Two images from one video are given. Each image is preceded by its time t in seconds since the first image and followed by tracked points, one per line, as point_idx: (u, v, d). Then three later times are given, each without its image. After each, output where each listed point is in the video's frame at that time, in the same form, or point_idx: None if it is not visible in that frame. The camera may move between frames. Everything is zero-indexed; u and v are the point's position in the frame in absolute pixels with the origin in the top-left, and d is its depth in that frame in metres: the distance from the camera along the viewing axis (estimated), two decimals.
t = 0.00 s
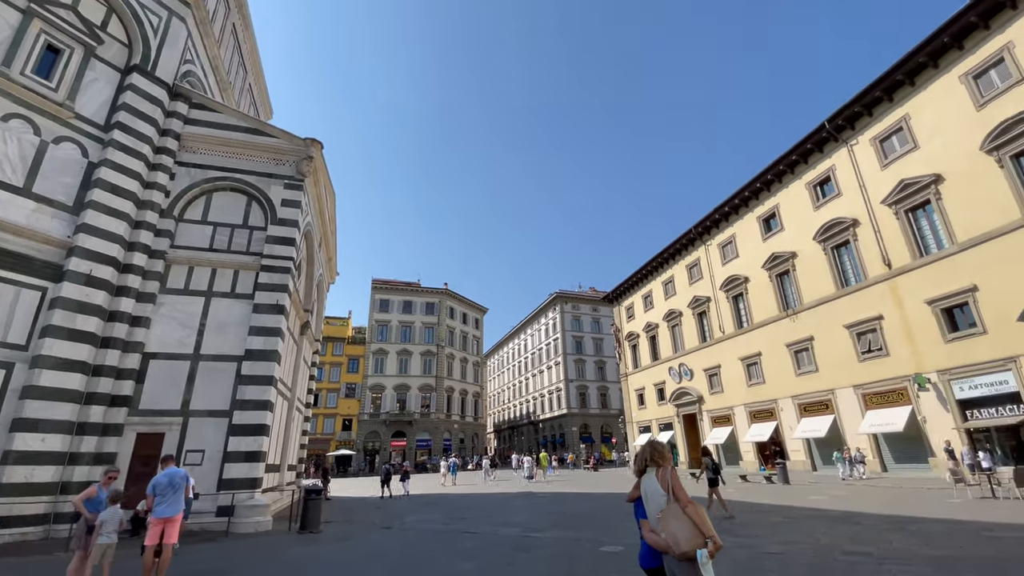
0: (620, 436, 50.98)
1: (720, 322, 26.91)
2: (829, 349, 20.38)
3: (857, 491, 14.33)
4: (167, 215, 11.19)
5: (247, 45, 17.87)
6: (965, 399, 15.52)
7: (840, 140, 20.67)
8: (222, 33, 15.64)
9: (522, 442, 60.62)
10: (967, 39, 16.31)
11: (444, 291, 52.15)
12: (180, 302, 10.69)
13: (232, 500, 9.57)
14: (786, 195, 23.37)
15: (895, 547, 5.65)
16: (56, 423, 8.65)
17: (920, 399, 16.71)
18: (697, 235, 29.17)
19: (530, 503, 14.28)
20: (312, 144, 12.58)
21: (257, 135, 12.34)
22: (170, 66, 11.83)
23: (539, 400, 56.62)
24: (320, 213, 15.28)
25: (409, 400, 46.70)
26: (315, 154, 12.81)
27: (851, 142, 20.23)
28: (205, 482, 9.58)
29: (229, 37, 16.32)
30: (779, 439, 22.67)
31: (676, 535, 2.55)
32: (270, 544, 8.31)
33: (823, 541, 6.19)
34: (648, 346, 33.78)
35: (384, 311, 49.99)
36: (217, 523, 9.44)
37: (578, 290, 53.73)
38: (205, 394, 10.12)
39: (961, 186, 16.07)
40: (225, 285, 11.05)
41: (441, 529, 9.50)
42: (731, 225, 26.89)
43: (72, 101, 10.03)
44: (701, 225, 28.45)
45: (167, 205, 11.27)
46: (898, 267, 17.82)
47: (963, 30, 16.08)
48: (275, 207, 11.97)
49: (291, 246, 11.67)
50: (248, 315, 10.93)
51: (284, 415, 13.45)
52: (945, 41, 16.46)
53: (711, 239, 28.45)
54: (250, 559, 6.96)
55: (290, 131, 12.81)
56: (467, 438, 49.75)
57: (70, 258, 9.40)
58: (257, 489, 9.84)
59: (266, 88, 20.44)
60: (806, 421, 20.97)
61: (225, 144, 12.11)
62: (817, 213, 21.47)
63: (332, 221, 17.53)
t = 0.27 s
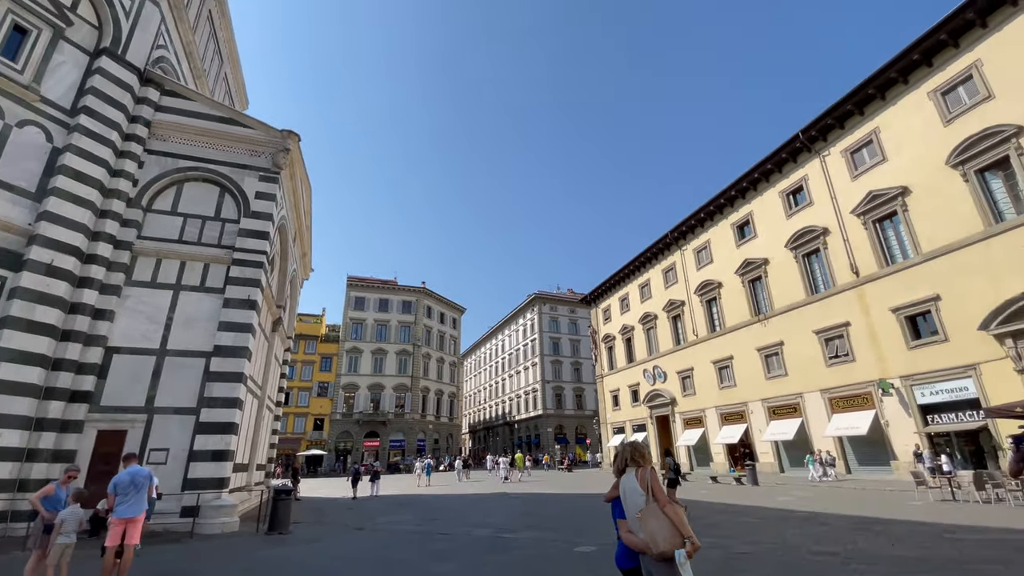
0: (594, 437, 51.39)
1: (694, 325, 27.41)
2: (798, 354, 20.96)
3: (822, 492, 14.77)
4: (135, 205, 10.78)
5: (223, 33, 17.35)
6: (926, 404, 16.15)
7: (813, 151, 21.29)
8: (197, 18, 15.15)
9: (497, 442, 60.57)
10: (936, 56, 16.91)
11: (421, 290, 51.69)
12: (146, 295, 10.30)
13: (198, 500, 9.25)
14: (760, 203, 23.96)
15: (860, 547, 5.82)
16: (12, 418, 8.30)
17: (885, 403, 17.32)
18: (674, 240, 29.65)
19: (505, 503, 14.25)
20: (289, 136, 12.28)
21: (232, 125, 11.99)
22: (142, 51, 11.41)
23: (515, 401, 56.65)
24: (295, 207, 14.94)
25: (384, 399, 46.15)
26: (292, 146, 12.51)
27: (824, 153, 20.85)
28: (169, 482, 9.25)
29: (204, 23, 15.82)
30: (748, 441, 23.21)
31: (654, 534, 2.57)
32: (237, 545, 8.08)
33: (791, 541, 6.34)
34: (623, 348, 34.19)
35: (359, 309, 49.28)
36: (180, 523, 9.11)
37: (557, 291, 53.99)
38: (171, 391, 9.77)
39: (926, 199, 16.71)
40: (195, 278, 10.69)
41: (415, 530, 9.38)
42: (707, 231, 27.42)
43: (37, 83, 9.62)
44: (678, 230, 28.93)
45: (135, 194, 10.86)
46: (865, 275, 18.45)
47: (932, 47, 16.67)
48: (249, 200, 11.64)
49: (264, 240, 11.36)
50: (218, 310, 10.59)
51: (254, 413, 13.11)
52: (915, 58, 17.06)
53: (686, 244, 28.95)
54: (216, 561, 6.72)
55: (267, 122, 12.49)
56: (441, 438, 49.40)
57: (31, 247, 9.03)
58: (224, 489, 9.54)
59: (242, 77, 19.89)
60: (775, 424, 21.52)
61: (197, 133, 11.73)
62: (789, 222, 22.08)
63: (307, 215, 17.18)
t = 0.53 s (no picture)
0: (570, 438, 51.66)
1: (670, 328, 27.82)
2: (770, 358, 21.47)
3: (791, 493, 15.15)
4: (102, 193, 10.38)
5: (200, 20, 16.87)
6: (890, 408, 16.73)
7: (789, 160, 21.84)
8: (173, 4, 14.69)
9: (474, 442, 60.38)
10: (907, 72, 17.48)
11: (399, 288, 51.16)
12: (114, 287, 9.92)
13: (164, 500, 8.95)
14: (737, 209, 24.47)
15: (829, 547, 5.97)
16: None
17: (851, 406, 17.88)
18: (652, 244, 30.02)
19: (481, 504, 14.18)
20: (267, 127, 11.97)
21: (207, 114, 11.64)
22: (115, 35, 11.09)
23: (493, 401, 56.59)
24: (272, 201, 14.59)
25: (359, 398, 45.53)
26: (270, 138, 12.20)
27: (799, 163, 21.40)
28: (134, 481, 8.92)
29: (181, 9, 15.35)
30: (721, 442, 23.68)
31: (636, 535, 2.56)
32: (205, 546, 7.85)
33: (763, 541, 6.46)
34: (601, 349, 34.50)
35: (335, 307, 48.53)
36: (145, 525, 8.81)
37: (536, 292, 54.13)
38: (137, 387, 9.42)
39: (895, 210, 17.30)
40: (165, 271, 10.35)
41: (390, 531, 9.26)
42: (684, 235, 27.87)
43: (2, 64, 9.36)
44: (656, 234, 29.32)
45: (103, 182, 10.45)
46: (836, 282, 19.01)
47: (904, 63, 17.24)
48: (223, 191, 11.31)
49: (239, 233, 11.06)
50: (189, 305, 10.27)
51: (224, 411, 12.77)
52: (888, 73, 17.63)
53: (664, 248, 29.36)
54: (183, 563, 6.50)
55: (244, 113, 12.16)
56: (417, 438, 48.96)
57: None
58: (192, 489, 9.26)
59: (219, 66, 19.36)
60: (747, 426, 22.00)
61: (171, 122, 11.35)
62: (764, 228, 22.60)
63: (284, 209, 16.82)
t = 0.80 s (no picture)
0: (549, 438, 51.84)
1: (649, 329, 28.16)
2: (745, 360, 21.91)
3: (763, 492, 15.48)
4: (72, 181, 10.00)
5: (179, 6, 16.41)
6: (860, 410, 17.22)
7: (767, 166, 22.33)
8: None
9: (451, 442, 60.12)
10: (881, 85, 18.10)
11: (379, 285, 50.62)
12: (83, 279, 9.57)
13: (132, 499, 8.66)
14: (715, 214, 24.92)
15: (803, 545, 6.11)
16: None
17: (823, 408, 18.35)
18: (633, 246, 30.35)
19: (459, 503, 14.12)
20: (248, 118, 11.69)
21: (183, 103, 11.31)
22: (90, 19, 10.80)
23: (472, 401, 56.42)
24: (250, 193, 14.27)
25: (335, 397, 44.92)
26: (250, 130, 11.93)
27: (776, 170, 21.91)
28: (101, 479, 8.62)
29: None
30: (696, 442, 24.06)
31: (624, 534, 2.57)
32: (175, 546, 7.63)
33: (739, 539, 6.59)
34: (581, 350, 34.74)
35: (313, 303, 47.77)
36: (113, 524, 8.53)
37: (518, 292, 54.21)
38: (106, 382, 9.10)
39: (867, 218, 17.83)
40: (137, 264, 10.01)
41: (367, 530, 9.15)
42: (664, 239, 28.26)
43: None
44: (637, 237, 29.67)
45: (73, 170, 10.07)
46: (809, 286, 19.50)
47: (878, 76, 17.83)
48: (200, 182, 11.00)
49: (216, 226, 10.77)
50: (162, 298, 9.96)
51: (197, 408, 12.43)
52: (862, 85, 18.21)
53: (644, 250, 29.70)
54: (151, 563, 6.29)
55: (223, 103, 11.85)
56: (394, 437, 48.47)
57: None
58: (162, 487, 8.98)
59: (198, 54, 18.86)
60: (722, 426, 22.40)
61: (146, 109, 11.00)
62: (742, 233, 23.05)
63: (263, 203, 16.47)
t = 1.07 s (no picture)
0: (529, 437, 51.95)
1: (630, 330, 28.43)
2: (724, 361, 22.28)
3: (739, 491, 15.77)
4: (44, 169, 9.63)
5: None
6: (833, 411, 17.67)
7: (748, 171, 22.74)
8: None
9: (432, 440, 59.84)
10: (859, 94, 18.60)
11: (360, 282, 50.03)
12: (53, 271, 9.23)
13: (102, 498, 8.39)
14: (696, 217, 25.28)
15: (778, 543, 6.25)
16: None
17: (797, 409, 18.78)
18: (616, 247, 30.61)
19: (440, 502, 14.05)
20: (229, 109, 11.43)
21: (162, 91, 11.00)
22: (65, 2, 10.42)
23: (453, 399, 56.22)
24: (230, 186, 13.96)
25: (314, 394, 44.27)
26: (231, 121, 11.67)
27: (756, 175, 22.34)
28: (70, 478, 8.32)
29: None
30: (674, 442, 24.39)
31: (613, 534, 2.58)
32: (147, 546, 7.43)
33: (717, 538, 6.70)
34: (563, 349, 34.91)
35: (292, 299, 46.98)
36: (81, 524, 8.25)
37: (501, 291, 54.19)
38: (76, 378, 8.80)
39: (843, 224, 18.29)
40: (110, 256, 9.71)
41: (346, 530, 9.04)
42: (646, 240, 28.57)
43: None
44: (619, 238, 29.94)
45: (44, 157, 9.70)
46: (787, 290, 19.93)
47: (856, 86, 18.32)
48: (178, 174, 10.71)
49: (194, 218, 10.49)
50: (136, 292, 9.67)
51: (171, 405, 12.11)
52: (841, 94, 18.68)
53: (627, 251, 29.98)
54: (120, 564, 6.10)
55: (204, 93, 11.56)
56: (373, 436, 47.99)
57: None
58: (134, 486, 8.71)
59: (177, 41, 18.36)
60: (700, 426, 22.72)
61: (123, 97, 10.66)
62: (723, 236, 23.42)
63: (243, 196, 16.12)
